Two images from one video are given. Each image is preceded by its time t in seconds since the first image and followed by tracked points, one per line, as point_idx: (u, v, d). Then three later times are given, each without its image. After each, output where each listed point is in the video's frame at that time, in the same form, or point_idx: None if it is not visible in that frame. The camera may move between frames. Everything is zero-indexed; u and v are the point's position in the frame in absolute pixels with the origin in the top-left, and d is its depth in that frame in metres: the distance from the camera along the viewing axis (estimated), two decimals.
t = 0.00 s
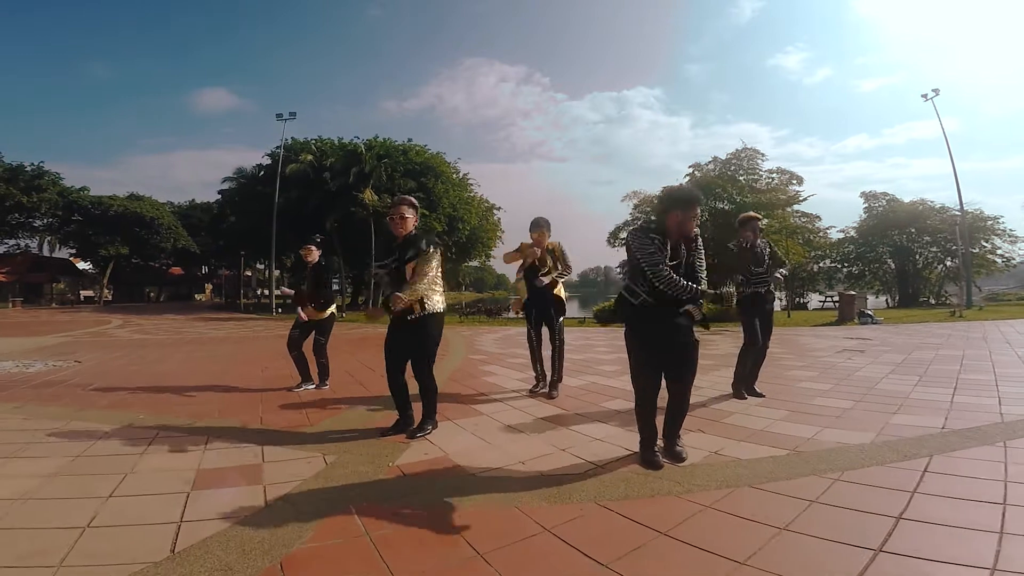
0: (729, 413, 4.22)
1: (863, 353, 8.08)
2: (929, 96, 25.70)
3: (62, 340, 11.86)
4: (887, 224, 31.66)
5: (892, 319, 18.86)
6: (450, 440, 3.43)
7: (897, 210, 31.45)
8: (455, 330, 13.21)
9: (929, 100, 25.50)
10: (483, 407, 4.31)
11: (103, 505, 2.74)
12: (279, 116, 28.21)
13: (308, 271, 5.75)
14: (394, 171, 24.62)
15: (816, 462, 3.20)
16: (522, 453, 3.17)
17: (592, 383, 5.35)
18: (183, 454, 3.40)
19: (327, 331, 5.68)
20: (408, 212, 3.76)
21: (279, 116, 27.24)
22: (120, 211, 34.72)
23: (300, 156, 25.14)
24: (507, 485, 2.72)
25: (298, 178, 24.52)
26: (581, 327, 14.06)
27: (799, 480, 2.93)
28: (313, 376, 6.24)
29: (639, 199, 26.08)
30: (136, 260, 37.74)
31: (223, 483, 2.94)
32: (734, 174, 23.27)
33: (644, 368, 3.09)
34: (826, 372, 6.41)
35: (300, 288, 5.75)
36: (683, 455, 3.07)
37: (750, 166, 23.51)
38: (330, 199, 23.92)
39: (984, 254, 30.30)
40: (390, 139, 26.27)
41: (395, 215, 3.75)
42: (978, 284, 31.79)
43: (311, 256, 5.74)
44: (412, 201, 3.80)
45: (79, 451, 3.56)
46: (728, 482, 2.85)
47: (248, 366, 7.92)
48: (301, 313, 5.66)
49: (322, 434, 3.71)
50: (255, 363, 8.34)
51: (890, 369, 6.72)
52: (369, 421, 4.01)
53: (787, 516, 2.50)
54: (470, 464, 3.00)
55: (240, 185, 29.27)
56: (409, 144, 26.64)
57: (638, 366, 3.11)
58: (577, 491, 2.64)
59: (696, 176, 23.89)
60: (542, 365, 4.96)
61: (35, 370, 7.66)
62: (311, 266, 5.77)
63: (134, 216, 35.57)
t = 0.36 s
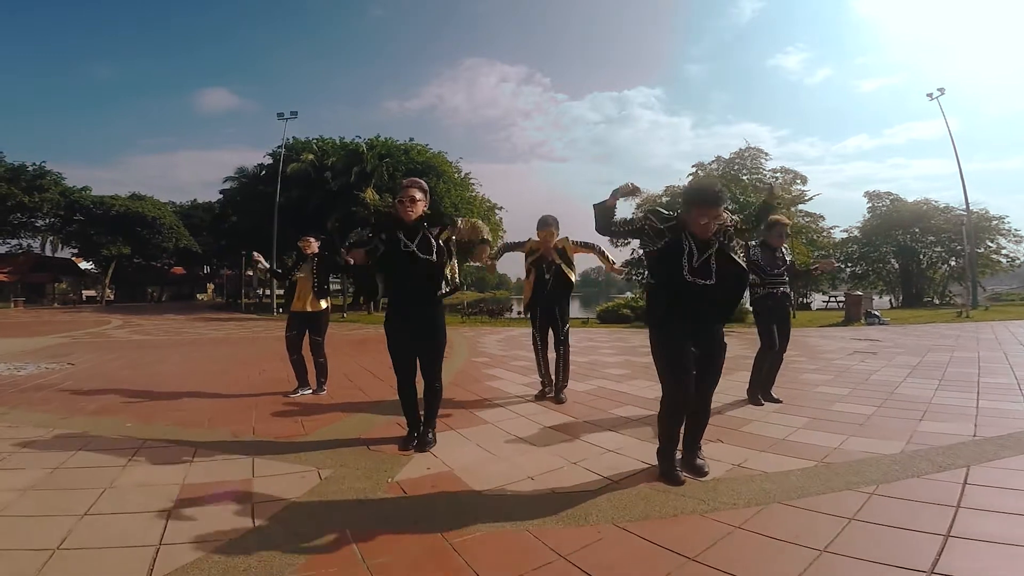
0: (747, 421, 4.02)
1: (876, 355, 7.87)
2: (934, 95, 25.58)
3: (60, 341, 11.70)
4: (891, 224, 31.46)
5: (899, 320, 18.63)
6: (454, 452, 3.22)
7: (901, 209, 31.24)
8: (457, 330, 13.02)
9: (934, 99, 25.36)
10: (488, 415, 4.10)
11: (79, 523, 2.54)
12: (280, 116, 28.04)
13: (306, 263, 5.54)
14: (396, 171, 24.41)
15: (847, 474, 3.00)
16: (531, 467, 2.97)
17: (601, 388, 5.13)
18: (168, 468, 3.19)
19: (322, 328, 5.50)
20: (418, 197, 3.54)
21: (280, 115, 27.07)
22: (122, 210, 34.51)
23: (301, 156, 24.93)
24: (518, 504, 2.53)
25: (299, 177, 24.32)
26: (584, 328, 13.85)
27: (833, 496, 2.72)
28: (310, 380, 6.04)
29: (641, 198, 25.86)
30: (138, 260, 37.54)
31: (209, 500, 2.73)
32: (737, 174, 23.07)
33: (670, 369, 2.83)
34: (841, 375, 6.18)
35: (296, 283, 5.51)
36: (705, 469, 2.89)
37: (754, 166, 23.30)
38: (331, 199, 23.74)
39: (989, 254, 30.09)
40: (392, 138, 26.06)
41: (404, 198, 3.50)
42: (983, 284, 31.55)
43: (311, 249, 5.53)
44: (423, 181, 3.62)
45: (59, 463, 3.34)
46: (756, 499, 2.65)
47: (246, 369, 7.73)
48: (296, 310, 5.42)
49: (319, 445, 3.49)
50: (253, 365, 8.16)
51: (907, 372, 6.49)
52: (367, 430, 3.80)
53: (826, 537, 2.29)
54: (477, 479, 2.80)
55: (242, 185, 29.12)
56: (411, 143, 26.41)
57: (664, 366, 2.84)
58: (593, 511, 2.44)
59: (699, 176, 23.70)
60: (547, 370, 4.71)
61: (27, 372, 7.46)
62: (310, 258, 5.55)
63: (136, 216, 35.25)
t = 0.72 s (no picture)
0: (763, 432, 3.77)
1: (889, 359, 7.62)
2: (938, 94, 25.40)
3: (54, 343, 11.49)
4: (894, 224, 31.26)
5: (905, 320, 18.39)
6: (450, 469, 2.99)
7: (905, 209, 31.02)
8: (458, 332, 12.79)
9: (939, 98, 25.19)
10: (487, 426, 3.86)
11: (37, 545, 2.27)
12: (280, 116, 27.83)
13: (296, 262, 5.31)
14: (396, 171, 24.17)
15: (877, 491, 2.76)
16: (534, 487, 2.73)
17: (606, 395, 4.89)
18: (144, 485, 2.92)
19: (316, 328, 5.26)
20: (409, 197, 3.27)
21: (280, 116, 26.88)
22: (123, 211, 34.11)
23: (301, 156, 24.70)
24: (522, 530, 2.29)
25: (299, 178, 24.07)
26: (587, 330, 13.62)
27: (864, 517, 2.48)
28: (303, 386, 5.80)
29: (643, 198, 25.61)
30: (139, 261, 37.24)
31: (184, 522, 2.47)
32: (740, 173, 22.84)
33: (676, 376, 2.66)
34: (856, 380, 5.93)
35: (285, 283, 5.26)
36: (724, 488, 2.64)
37: (757, 165, 23.06)
38: (331, 199, 23.51)
39: (993, 254, 29.88)
40: (392, 139, 25.82)
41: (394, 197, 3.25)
42: (987, 284, 31.30)
43: (300, 249, 5.30)
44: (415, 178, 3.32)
45: (27, 476, 3.07)
46: (782, 522, 2.41)
47: (239, 374, 7.49)
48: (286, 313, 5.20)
49: (308, 460, 3.24)
50: (247, 369, 7.92)
51: (923, 376, 6.23)
52: (359, 444, 3.54)
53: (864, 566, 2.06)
54: (475, 501, 2.57)
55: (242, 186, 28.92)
56: (411, 144, 26.15)
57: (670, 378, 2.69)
58: (604, 539, 2.20)
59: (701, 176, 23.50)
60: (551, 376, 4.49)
61: (14, 375, 7.23)
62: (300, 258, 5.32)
63: (136, 217, 34.67)
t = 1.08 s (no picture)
0: (767, 439, 3.63)
1: (892, 361, 7.48)
2: (938, 95, 25.33)
3: (49, 344, 11.33)
4: (893, 225, 31.19)
5: (906, 321, 18.25)
6: (440, 479, 2.84)
7: (904, 209, 30.94)
8: (456, 334, 12.66)
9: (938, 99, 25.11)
10: (481, 433, 3.71)
11: None
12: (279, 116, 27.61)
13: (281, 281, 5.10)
14: (395, 172, 23.96)
15: (889, 504, 2.62)
16: (529, 500, 2.59)
17: (605, 400, 4.74)
18: (120, 493, 2.76)
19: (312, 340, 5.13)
20: (392, 251, 3.00)
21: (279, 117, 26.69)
22: (122, 212, 33.82)
23: (300, 157, 24.51)
24: (515, 547, 2.14)
25: (298, 179, 23.89)
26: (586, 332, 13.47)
27: (877, 532, 2.34)
28: (295, 389, 5.65)
29: (642, 199, 25.49)
30: (138, 261, 37.07)
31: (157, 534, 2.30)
32: (739, 174, 22.71)
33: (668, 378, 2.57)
34: (860, 384, 5.79)
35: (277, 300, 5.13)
36: (728, 502, 2.52)
37: (756, 165, 22.90)
38: (329, 200, 23.34)
39: (993, 254, 29.81)
40: (391, 139, 25.63)
41: (376, 254, 2.96)
42: (986, 285, 31.22)
43: (282, 268, 5.09)
44: (397, 226, 3.04)
45: None
46: (791, 538, 2.27)
47: (233, 376, 7.33)
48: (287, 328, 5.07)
49: (294, 470, 3.09)
50: (241, 372, 7.76)
51: (929, 380, 6.09)
52: (347, 453, 3.40)
53: None
54: (464, 514, 2.43)
55: (241, 187, 28.74)
56: (411, 144, 25.96)
57: (662, 376, 2.60)
58: (602, 558, 2.06)
59: (701, 176, 23.38)
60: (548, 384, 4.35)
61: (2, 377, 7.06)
62: (283, 275, 5.11)
63: (135, 218, 34.45)
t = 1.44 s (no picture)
0: (765, 442, 3.65)
1: (892, 363, 7.49)
2: (937, 96, 25.35)
3: (52, 346, 11.37)
4: (894, 226, 31.19)
5: (907, 323, 18.24)
6: (440, 481, 2.87)
7: (905, 211, 30.92)
8: (457, 336, 12.69)
9: (936, 100, 25.13)
10: (481, 435, 3.73)
11: (5, 559, 2.12)
12: (280, 119, 27.65)
13: (283, 284, 5.15)
14: (396, 174, 23.96)
15: (885, 506, 2.64)
16: (528, 502, 2.61)
17: (604, 402, 4.77)
18: (123, 495, 2.78)
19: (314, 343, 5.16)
20: (399, 245, 3.06)
21: (281, 119, 26.76)
22: (125, 214, 33.81)
23: (302, 159, 24.55)
24: (513, 549, 2.17)
25: (300, 181, 23.92)
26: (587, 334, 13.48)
27: (872, 534, 2.36)
28: (297, 391, 5.68)
29: (642, 201, 25.52)
30: (141, 263, 37.12)
31: (159, 536, 2.33)
32: (740, 176, 22.72)
33: (669, 380, 2.59)
34: (861, 386, 5.79)
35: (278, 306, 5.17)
36: (725, 504, 2.54)
37: (757, 167, 22.90)
38: (331, 203, 23.38)
39: (994, 255, 29.79)
40: (393, 142, 25.68)
41: (382, 248, 3.02)
42: (988, 286, 31.19)
43: (285, 270, 5.15)
44: (402, 222, 3.11)
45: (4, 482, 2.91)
46: (786, 540, 2.29)
47: (234, 378, 7.37)
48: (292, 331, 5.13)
49: (295, 472, 3.12)
50: (243, 374, 7.79)
51: (928, 382, 6.10)
52: (347, 455, 3.43)
53: None
54: (463, 516, 2.45)
55: (243, 190, 28.79)
56: (412, 147, 26.00)
57: (662, 377, 2.61)
58: (598, 559, 2.08)
59: (701, 178, 23.42)
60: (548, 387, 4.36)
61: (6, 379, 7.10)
62: (285, 278, 5.16)
63: (138, 220, 34.51)
